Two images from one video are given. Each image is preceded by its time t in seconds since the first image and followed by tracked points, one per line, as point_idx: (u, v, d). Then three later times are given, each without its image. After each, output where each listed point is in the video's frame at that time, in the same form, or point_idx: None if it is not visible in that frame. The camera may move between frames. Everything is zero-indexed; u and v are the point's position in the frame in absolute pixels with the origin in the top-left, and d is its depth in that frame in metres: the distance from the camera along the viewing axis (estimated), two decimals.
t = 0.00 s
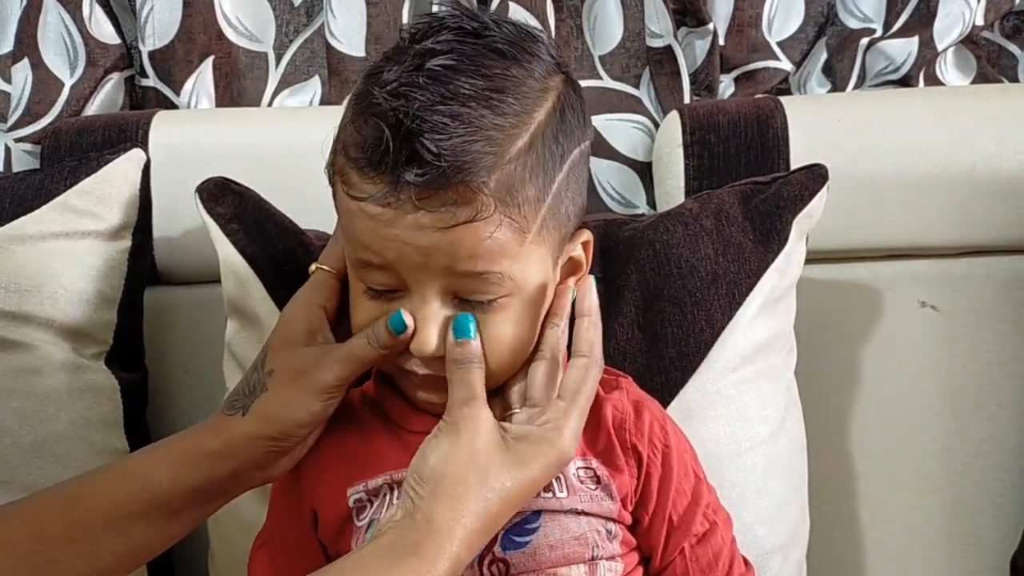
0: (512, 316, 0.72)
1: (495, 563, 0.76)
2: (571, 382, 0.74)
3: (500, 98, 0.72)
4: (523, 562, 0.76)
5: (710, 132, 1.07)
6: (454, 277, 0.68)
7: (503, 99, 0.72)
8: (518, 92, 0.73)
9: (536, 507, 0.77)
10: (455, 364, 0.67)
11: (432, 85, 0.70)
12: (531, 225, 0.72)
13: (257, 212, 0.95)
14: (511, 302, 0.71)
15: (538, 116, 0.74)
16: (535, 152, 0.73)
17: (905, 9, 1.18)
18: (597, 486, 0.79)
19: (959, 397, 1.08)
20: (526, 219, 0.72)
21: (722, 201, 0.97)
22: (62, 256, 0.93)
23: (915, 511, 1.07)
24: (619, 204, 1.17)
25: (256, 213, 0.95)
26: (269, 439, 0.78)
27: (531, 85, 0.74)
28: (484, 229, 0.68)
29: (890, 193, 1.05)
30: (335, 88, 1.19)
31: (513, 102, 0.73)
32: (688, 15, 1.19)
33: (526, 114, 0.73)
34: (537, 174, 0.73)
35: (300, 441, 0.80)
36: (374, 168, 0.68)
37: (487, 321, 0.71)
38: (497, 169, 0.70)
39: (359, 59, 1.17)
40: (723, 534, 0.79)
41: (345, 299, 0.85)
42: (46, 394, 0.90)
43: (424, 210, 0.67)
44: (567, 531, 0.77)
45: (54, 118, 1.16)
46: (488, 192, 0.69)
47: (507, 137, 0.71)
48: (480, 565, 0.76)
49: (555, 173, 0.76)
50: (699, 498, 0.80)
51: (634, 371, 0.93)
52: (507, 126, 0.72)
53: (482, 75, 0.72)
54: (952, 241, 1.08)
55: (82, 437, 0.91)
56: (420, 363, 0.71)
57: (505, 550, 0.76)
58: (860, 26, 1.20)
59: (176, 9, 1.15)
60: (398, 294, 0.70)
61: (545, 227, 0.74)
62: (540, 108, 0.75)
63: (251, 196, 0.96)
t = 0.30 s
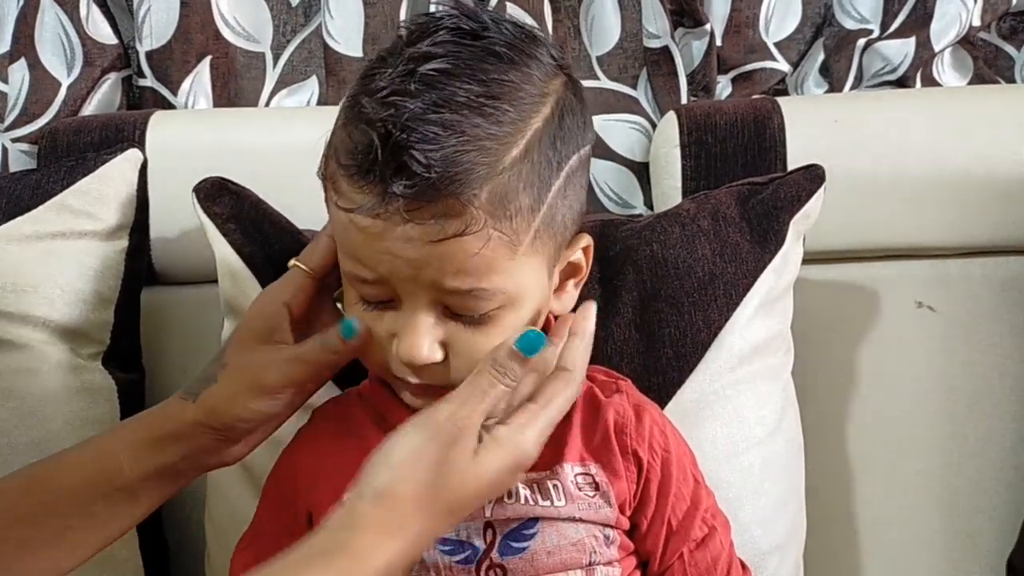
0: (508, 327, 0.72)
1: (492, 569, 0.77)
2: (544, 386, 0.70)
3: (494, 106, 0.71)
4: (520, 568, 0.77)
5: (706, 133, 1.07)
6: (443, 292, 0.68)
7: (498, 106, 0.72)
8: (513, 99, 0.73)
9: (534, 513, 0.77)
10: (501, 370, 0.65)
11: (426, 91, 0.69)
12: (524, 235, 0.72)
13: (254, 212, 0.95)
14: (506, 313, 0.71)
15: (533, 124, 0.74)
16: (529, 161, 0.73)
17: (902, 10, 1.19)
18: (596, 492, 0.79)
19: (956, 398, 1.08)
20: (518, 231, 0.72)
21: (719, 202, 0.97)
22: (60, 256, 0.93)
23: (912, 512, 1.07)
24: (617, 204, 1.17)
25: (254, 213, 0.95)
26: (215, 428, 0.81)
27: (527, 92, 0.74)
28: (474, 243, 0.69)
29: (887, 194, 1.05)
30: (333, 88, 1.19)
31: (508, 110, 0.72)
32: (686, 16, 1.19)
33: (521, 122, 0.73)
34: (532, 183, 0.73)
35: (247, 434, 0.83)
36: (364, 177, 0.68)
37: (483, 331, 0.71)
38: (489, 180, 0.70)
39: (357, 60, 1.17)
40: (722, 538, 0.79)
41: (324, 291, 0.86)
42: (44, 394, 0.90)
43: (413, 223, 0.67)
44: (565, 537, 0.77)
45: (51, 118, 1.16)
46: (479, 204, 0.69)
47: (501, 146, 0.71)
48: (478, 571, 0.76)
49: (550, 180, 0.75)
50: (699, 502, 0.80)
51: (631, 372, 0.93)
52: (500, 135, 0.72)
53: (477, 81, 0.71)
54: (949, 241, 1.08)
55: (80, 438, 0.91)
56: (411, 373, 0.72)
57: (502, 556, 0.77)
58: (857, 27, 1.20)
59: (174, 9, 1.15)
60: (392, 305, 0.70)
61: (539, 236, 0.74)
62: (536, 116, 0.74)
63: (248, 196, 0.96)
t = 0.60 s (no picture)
0: (484, 337, 0.72)
1: (487, 569, 0.77)
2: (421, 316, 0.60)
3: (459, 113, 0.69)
4: (515, 567, 0.77)
5: (707, 132, 1.07)
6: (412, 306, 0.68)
7: (465, 114, 0.70)
8: (482, 104, 0.71)
9: (529, 512, 0.77)
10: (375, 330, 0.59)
11: (388, 101, 0.68)
12: (495, 245, 0.71)
13: (255, 212, 0.95)
14: (482, 323, 0.71)
15: (504, 130, 0.72)
16: (501, 169, 0.71)
17: (903, 10, 1.19)
18: (590, 490, 0.79)
19: (955, 398, 1.08)
20: (488, 241, 0.70)
21: (720, 201, 0.97)
22: (61, 255, 0.93)
23: (912, 511, 1.07)
24: (617, 203, 1.17)
25: (254, 212, 0.95)
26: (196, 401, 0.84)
27: (497, 97, 0.71)
28: (439, 257, 0.67)
29: (887, 194, 1.06)
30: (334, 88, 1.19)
31: (476, 116, 0.70)
32: (686, 15, 1.19)
33: (490, 129, 0.71)
34: (502, 192, 0.71)
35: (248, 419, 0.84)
36: (328, 190, 0.67)
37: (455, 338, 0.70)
38: (456, 191, 0.68)
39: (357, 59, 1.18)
40: (720, 534, 0.79)
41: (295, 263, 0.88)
42: (44, 392, 0.90)
43: (377, 238, 0.66)
44: (560, 535, 0.78)
45: (52, 116, 1.16)
46: (443, 218, 0.68)
47: (469, 155, 0.69)
48: (473, 571, 0.77)
49: (525, 186, 0.73)
50: (696, 498, 0.80)
51: (631, 370, 0.93)
52: (467, 143, 0.69)
53: (443, 88, 0.69)
54: (950, 241, 1.08)
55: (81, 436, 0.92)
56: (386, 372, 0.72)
57: (498, 556, 0.77)
58: (857, 27, 1.20)
59: (175, 8, 1.15)
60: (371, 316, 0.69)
61: (511, 246, 0.72)
62: (507, 120, 0.72)
63: (248, 194, 0.96)
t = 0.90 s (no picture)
0: (453, 342, 0.71)
1: (484, 572, 0.77)
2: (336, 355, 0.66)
3: (437, 114, 0.68)
4: (511, 569, 0.77)
5: (707, 133, 1.07)
6: (382, 303, 0.67)
7: (443, 114, 0.69)
8: (461, 105, 0.70)
9: (523, 513, 0.77)
10: (303, 349, 0.63)
11: (365, 98, 0.67)
12: (466, 249, 0.70)
13: (253, 212, 0.95)
14: (452, 326, 0.70)
15: (482, 132, 0.71)
16: (477, 171, 0.70)
17: (903, 11, 1.19)
18: (584, 491, 0.79)
19: (955, 399, 1.08)
20: (460, 243, 0.69)
21: (720, 202, 0.97)
22: (60, 256, 0.93)
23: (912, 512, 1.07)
24: (617, 205, 1.17)
25: (253, 214, 0.95)
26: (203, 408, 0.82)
27: (478, 100, 0.70)
28: (407, 255, 0.67)
29: (887, 195, 1.05)
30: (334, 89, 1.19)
31: (453, 117, 0.69)
32: (687, 16, 1.19)
33: (468, 131, 0.70)
34: (476, 194, 0.70)
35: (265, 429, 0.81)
36: (300, 185, 0.67)
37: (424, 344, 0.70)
38: (426, 191, 0.67)
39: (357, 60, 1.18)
40: (719, 535, 0.79)
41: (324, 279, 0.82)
42: (43, 394, 0.90)
43: (345, 234, 0.65)
44: (556, 537, 0.78)
45: (51, 117, 1.16)
46: (412, 220, 0.67)
47: (443, 155, 0.68)
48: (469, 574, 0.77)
49: (502, 190, 0.72)
50: (694, 500, 0.79)
51: (632, 372, 0.93)
52: (443, 143, 0.69)
53: (423, 88, 0.68)
54: (950, 242, 1.08)
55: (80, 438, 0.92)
56: (361, 379, 0.73)
57: (493, 559, 0.77)
58: (858, 28, 1.20)
59: (175, 10, 1.15)
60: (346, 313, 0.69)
61: (485, 251, 0.71)
62: (486, 122, 0.71)
63: (247, 196, 0.96)
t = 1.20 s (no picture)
0: (437, 343, 0.71)
1: None
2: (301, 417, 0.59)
3: (406, 111, 0.69)
4: None
5: (706, 135, 1.07)
6: (359, 306, 0.67)
7: (414, 112, 0.69)
8: (432, 102, 0.70)
9: (511, 522, 0.78)
10: (263, 408, 0.58)
11: (333, 98, 0.68)
12: (442, 246, 0.69)
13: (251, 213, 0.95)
14: (433, 325, 0.70)
15: (454, 127, 0.71)
16: (449, 167, 0.70)
17: (902, 12, 1.19)
18: (574, 497, 0.79)
19: (954, 400, 1.08)
20: (437, 241, 0.69)
21: (718, 203, 0.97)
22: (60, 258, 0.93)
23: (910, 513, 1.07)
24: (616, 206, 1.17)
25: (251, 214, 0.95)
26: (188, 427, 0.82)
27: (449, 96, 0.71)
28: (381, 255, 0.67)
29: (886, 197, 1.05)
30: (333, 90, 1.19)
31: (424, 114, 0.70)
32: (685, 17, 1.19)
33: (439, 127, 0.70)
34: (450, 190, 0.70)
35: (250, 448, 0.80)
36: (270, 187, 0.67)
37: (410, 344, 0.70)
38: (399, 188, 0.67)
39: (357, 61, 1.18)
40: (712, 534, 0.79)
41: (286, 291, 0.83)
42: (42, 396, 0.90)
43: (316, 236, 0.66)
44: (544, 545, 0.79)
45: (51, 119, 1.16)
46: (385, 217, 0.67)
47: (415, 152, 0.69)
48: None
49: (478, 184, 0.72)
50: (686, 500, 0.80)
51: (631, 374, 0.92)
52: (413, 140, 0.69)
53: (393, 86, 0.69)
54: (949, 243, 1.08)
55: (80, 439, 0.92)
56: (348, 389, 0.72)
57: (482, 567, 0.78)
58: (856, 29, 1.20)
59: (174, 11, 1.15)
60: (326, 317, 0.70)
61: (461, 248, 0.71)
62: (458, 117, 0.71)
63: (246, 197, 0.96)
